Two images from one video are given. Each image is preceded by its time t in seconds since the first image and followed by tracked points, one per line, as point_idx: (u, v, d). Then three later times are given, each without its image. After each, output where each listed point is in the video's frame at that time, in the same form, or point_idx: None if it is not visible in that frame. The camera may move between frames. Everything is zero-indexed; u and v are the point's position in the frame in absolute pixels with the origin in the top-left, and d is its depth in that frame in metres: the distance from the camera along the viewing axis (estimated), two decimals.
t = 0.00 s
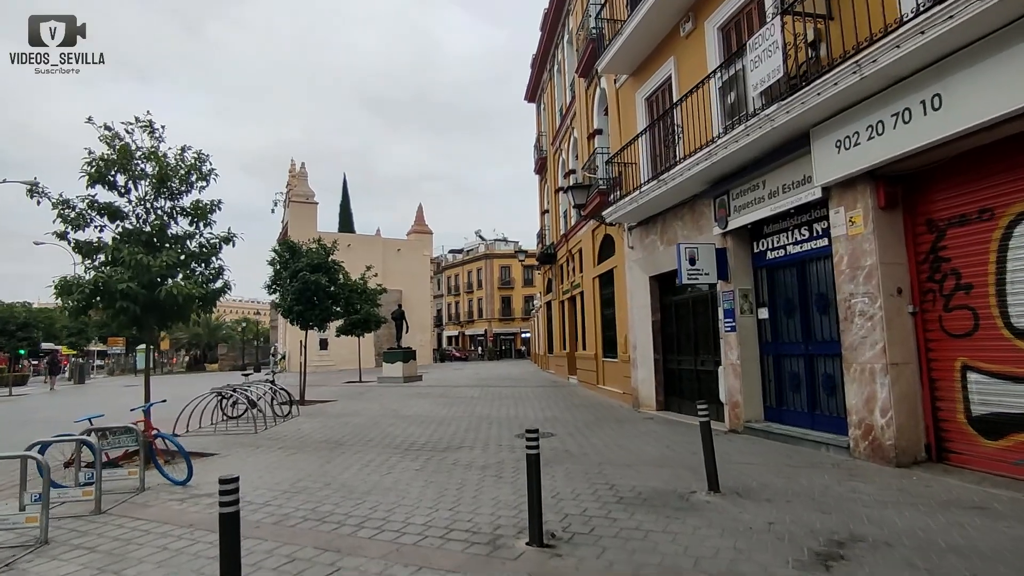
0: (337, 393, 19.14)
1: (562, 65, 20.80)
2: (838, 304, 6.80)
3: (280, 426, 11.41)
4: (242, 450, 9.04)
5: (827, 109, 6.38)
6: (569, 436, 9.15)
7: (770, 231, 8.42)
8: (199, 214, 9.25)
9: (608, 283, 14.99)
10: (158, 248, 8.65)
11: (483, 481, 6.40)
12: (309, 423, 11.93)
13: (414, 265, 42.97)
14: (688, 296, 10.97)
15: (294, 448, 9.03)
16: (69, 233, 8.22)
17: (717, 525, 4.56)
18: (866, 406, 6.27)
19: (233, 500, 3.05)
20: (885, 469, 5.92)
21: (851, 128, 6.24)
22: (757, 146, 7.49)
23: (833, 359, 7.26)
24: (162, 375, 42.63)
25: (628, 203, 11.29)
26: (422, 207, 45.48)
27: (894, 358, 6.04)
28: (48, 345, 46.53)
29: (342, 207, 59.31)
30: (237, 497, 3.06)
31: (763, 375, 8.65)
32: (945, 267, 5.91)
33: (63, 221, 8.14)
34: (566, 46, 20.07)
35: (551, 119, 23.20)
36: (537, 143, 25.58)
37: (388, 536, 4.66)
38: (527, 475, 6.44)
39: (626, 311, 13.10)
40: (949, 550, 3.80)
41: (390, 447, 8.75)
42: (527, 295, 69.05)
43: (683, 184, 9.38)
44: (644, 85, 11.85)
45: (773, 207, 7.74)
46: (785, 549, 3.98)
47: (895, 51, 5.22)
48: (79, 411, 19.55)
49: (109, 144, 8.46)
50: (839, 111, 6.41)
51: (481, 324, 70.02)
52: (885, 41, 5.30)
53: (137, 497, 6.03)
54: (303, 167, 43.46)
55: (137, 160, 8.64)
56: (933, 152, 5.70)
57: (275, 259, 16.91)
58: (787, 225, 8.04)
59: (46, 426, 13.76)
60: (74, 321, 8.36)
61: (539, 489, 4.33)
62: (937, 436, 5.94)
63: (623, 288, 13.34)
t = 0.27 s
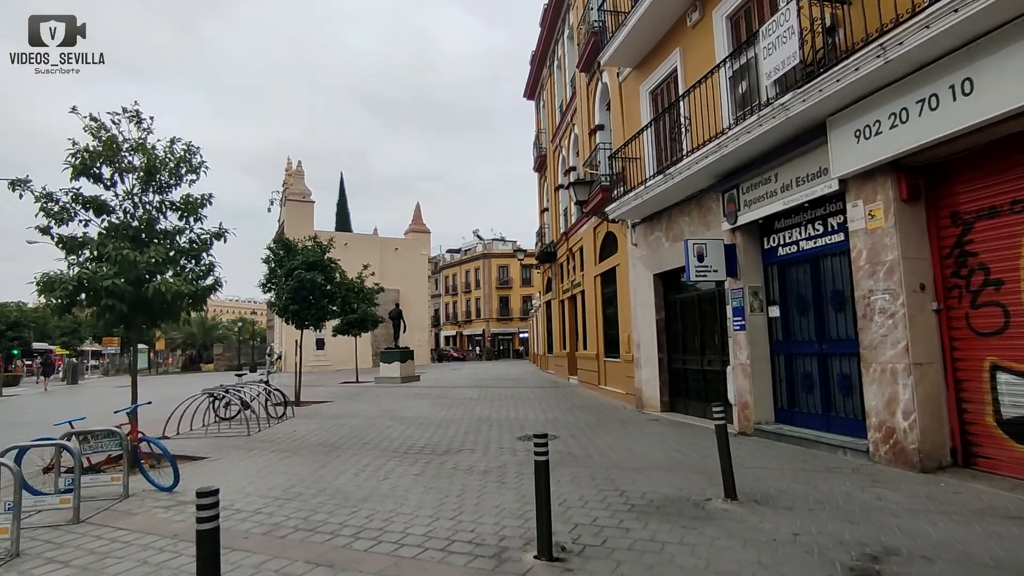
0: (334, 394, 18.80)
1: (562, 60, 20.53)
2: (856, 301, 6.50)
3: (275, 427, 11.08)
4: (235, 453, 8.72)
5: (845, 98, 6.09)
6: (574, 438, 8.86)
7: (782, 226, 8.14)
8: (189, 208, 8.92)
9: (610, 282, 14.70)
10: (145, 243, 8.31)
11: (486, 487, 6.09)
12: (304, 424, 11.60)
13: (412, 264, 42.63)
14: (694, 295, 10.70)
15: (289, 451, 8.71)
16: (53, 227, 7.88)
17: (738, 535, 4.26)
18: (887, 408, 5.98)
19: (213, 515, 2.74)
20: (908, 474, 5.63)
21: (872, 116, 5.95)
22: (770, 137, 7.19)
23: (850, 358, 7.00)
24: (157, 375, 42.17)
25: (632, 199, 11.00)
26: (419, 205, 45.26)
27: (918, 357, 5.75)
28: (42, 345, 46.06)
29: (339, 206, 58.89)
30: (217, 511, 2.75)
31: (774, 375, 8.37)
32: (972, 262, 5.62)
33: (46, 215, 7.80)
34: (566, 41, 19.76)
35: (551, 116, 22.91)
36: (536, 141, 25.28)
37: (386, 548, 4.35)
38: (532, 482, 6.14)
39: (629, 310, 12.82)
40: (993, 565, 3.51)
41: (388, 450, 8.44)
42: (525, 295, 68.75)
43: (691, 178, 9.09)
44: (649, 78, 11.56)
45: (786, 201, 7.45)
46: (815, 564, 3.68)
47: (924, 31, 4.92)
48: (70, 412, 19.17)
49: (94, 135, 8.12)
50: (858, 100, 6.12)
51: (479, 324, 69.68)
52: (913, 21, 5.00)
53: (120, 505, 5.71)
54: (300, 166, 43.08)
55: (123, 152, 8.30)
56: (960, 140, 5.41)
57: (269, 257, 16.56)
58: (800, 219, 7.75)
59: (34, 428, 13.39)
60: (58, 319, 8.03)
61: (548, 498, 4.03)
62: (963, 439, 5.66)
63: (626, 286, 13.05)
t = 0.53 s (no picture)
0: (330, 394, 18.45)
1: (563, 56, 20.24)
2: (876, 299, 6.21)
3: (269, 429, 10.75)
4: (226, 457, 8.39)
5: (866, 85, 5.81)
6: (578, 441, 8.56)
7: (794, 221, 7.84)
8: (179, 203, 8.58)
9: (612, 280, 14.41)
10: (132, 238, 7.98)
11: (489, 494, 5.78)
12: (299, 426, 11.27)
13: (409, 263, 42.29)
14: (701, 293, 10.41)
15: (283, 455, 8.39)
16: (35, 221, 7.54)
17: (762, 549, 3.96)
18: (911, 411, 5.69)
19: (189, 536, 2.43)
20: (934, 481, 5.34)
21: (896, 104, 5.65)
22: (784, 128, 6.90)
23: (868, 359, 6.71)
24: (151, 375, 41.71)
25: (637, 194, 10.69)
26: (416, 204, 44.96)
27: (944, 357, 5.45)
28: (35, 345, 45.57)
29: (336, 204, 58.48)
30: (194, 531, 2.44)
31: (786, 376, 8.09)
32: (1002, 257, 5.33)
33: (27, 208, 7.46)
34: (567, 35, 19.46)
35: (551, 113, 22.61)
36: (536, 138, 24.98)
37: (384, 563, 4.04)
38: (537, 489, 5.83)
39: (632, 309, 12.53)
40: None
41: (385, 454, 8.12)
42: (522, 295, 68.46)
43: (699, 172, 8.79)
44: (654, 70, 11.25)
45: (800, 195, 7.16)
46: None
47: (957, 11, 4.62)
48: (60, 413, 18.79)
49: (78, 125, 7.78)
50: (880, 86, 5.82)
51: (477, 323, 69.33)
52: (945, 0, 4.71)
53: (102, 514, 5.38)
54: (296, 164, 42.70)
55: (109, 144, 7.96)
56: (992, 128, 5.12)
57: (264, 255, 16.21)
58: (814, 214, 7.46)
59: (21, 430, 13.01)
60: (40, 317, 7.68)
61: (560, 509, 3.72)
62: (992, 444, 5.36)
63: (630, 284, 12.75)
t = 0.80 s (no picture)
0: (325, 396, 18.09)
1: (562, 53, 19.96)
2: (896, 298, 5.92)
3: (260, 433, 10.40)
4: (214, 463, 8.04)
5: (887, 73, 5.51)
6: (581, 446, 8.25)
7: (805, 218, 7.55)
8: (167, 198, 8.23)
9: (614, 280, 14.11)
10: (116, 235, 7.63)
11: (490, 505, 5.46)
12: (292, 430, 10.93)
13: (406, 263, 41.94)
14: (705, 292, 10.12)
15: (274, 461, 8.05)
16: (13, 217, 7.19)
17: (789, 569, 3.66)
18: (935, 417, 5.40)
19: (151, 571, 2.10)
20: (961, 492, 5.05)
21: (920, 93, 5.36)
22: (797, 120, 6.61)
23: (885, 361, 6.43)
24: (144, 375, 41.26)
25: (641, 191, 10.39)
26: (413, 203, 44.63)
27: (972, 361, 5.16)
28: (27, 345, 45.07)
29: (332, 203, 58.05)
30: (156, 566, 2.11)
31: (796, 379, 7.80)
32: None
33: (5, 203, 7.11)
34: (566, 31, 19.15)
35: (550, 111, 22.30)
36: (534, 136, 24.68)
37: None
38: (541, 499, 5.52)
39: (635, 309, 12.24)
40: None
41: (381, 460, 7.79)
42: (520, 295, 68.12)
43: (706, 167, 8.49)
44: (658, 64, 10.95)
45: (814, 190, 6.86)
46: None
47: None
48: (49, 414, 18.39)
49: (59, 116, 7.43)
50: (902, 75, 5.53)
51: (474, 323, 69.00)
52: None
53: (77, 528, 5.04)
54: (292, 163, 42.28)
55: (92, 136, 7.60)
56: None
57: (257, 254, 15.83)
58: (828, 210, 7.17)
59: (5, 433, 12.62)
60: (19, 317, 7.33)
61: (570, 528, 3.41)
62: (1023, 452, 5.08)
63: (632, 284, 12.45)
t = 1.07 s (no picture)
0: (320, 396, 17.75)
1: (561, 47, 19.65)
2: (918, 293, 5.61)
3: (251, 434, 10.06)
4: (201, 466, 7.70)
5: (911, 54, 5.21)
6: (583, 448, 7.94)
7: (818, 210, 7.25)
8: (151, 189, 7.87)
9: (614, 277, 13.81)
10: (96, 227, 7.29)
11: (490, 513, 5.14)
12: (284, 431, 10.59)
13: (402, 261, 41.60)
14: (710, 290, 9.82)
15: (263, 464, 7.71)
16: None
17: None
18: (961, 418, 5.09)
19: None
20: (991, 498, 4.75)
21: (946, 75, 5.06)
22: (811, 106, 6.32)
23: (904, 360, 6.13)
24: (137, 375, 40.81)
25: (644, 185, 10.08)
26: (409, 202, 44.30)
27: (1002, 359, 4.86)
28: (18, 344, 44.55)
29: (327, 202, 57.63)
30: None
31: (807, 378, 7.51)
32: None
33: None
34: (566, 25, 18.85)
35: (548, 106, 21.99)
36: (532, 133, 24.38)
37: None
38: (544, 507, 5.19)
39: (636, 307, 11.95)
40: None
41: (375, 463, 7.46)
42: (517, 294, 67.80)
43: (713, 159, 8.19)
44: (661, 54, 10.65)
45: (829, 180, 6.56)
46: None
47: None
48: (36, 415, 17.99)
49: (36, 102, 7.08)
50: (926, 57, 5.24)
51: (470, 323, 68.66)
52: None
53: (46, 539, 4.69)
54: (287, 160, 41.86)
55: (71, 123, 7.25)
56: None
57: (249, 250, 15.47)
58: (842, 202, 6.86)
59: None
60: None
61: (580, 543, 3.08)
62: None
63: (633, 281, 12.15)
